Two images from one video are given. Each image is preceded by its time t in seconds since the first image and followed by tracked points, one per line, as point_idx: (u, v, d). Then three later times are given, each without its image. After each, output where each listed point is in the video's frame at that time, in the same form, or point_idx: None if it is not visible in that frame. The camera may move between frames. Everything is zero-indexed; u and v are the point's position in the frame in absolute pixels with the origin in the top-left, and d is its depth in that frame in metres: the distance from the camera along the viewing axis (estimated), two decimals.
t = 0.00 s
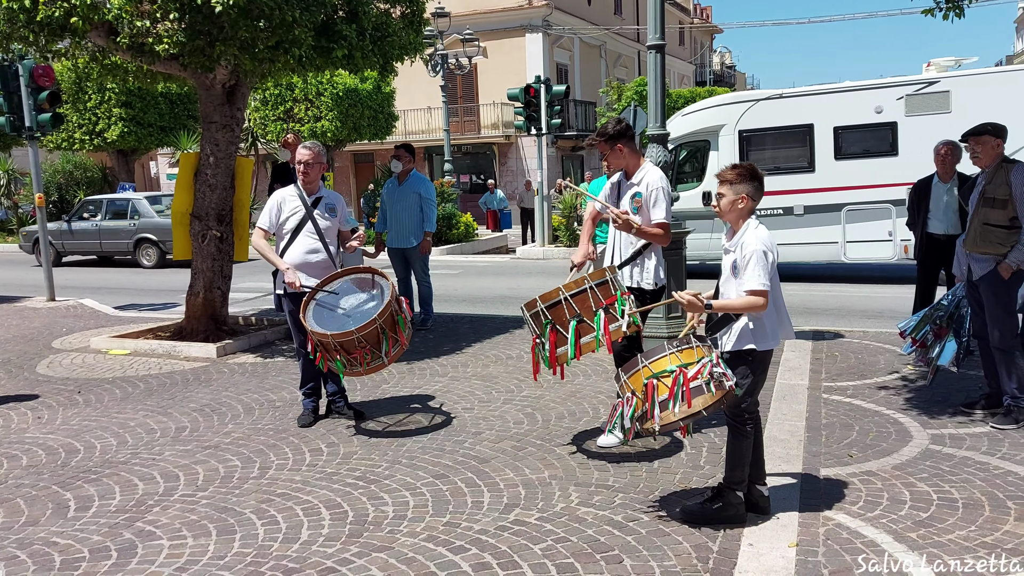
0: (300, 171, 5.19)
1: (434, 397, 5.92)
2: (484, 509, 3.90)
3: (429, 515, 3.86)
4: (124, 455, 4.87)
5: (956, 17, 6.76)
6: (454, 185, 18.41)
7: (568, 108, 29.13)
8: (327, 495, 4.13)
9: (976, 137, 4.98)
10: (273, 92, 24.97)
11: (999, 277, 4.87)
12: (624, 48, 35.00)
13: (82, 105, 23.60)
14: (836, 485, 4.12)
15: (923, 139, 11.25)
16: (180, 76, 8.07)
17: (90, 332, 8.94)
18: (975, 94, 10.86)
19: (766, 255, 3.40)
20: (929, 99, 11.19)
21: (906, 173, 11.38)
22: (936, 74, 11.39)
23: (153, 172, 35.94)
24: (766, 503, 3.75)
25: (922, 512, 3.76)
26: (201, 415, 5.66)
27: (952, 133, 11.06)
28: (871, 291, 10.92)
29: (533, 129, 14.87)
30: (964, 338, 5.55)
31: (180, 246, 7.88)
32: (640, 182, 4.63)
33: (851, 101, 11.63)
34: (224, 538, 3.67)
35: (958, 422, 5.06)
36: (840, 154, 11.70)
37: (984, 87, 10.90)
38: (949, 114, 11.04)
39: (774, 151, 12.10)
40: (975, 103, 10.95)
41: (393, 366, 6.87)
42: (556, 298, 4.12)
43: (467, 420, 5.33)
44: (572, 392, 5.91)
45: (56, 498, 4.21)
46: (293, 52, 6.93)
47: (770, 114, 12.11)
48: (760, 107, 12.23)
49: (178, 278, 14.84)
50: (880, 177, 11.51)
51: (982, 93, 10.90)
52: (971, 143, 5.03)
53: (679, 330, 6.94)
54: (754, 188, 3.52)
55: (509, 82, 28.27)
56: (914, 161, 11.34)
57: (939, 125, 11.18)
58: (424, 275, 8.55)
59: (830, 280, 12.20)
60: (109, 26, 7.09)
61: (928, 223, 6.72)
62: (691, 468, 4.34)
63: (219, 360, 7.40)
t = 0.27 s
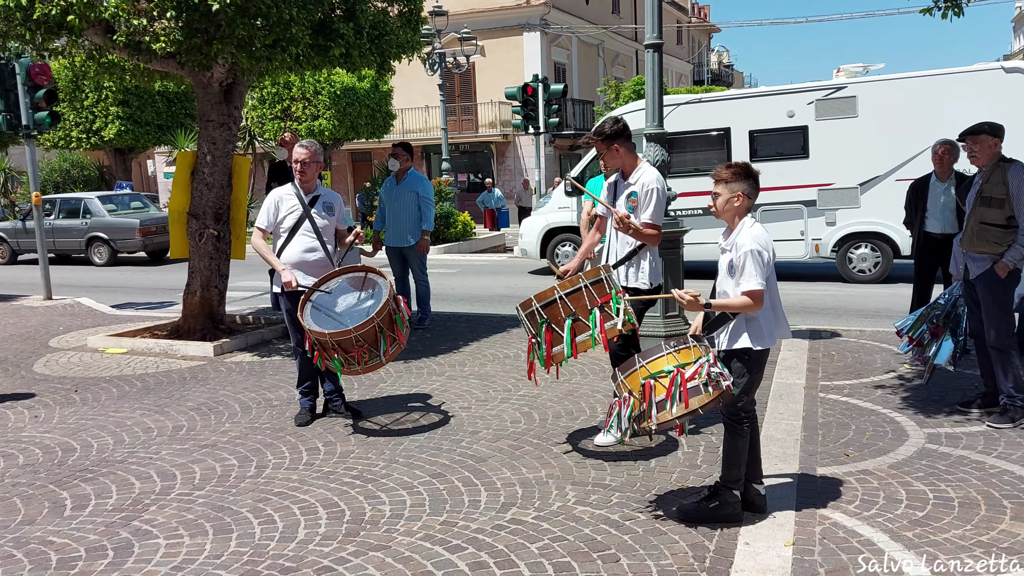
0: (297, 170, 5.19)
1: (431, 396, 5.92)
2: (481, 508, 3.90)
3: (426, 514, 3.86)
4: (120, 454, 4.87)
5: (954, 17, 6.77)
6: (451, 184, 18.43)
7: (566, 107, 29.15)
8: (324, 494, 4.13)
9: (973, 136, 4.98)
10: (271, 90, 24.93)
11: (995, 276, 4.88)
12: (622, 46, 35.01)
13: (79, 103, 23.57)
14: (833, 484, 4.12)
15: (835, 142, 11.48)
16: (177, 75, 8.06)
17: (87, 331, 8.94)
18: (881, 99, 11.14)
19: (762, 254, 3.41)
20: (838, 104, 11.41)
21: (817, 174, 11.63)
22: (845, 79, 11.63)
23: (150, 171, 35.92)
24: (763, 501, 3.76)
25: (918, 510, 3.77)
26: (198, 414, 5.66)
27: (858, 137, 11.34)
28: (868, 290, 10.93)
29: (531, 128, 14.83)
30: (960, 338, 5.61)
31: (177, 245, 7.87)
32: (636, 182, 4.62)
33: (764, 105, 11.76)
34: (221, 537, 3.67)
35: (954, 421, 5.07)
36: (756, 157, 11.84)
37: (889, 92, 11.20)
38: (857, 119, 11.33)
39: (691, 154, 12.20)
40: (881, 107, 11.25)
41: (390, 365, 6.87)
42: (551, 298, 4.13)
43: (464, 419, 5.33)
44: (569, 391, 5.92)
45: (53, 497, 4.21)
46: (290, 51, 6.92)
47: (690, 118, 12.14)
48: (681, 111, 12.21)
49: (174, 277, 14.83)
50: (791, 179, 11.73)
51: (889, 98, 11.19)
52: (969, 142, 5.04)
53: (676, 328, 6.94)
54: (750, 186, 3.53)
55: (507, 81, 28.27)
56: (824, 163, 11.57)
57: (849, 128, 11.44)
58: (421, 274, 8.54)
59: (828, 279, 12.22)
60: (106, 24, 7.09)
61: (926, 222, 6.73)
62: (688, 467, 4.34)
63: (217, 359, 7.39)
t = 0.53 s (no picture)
0: (295, 169, 5.19)
1: (428, 394, 5.92)
2: (478, 507, 3.90)
3: (424, 512, 3.86)
4: (118, 452, 4.86)
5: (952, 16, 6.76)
6: (449, 183, 18.42)
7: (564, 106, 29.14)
8: (322, 492, 4.13)
9: (971, 134, 4.98)
10: (268, 88, 24.85)
11: (992, 275, 4.88)
12: (620, 45, 35.00)
13: (76, 101, 23.50)
14: (830, 483, 4.13)
15: (746, 145, 11.53)
16: (175, 73, 8.04)
17: (83, 329, 8.92)
18: (788, 103, 11.19)
19: (759, 252, 3.40)
20: (749, 108, 11.46)
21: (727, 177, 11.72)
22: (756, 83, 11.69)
23: (148, 169, 35.85)
24: (759, 499, 3.77)
25: (915, 509, 3.78)
26: (195, 413, 5.65)
27: (766, 140, 11.41)
28: (867, 288, 10.93)
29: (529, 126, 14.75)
30: (958, 337, 5.62)
31: (174, 243, 7.86)
32: (634, 181, 4.62)
33: (674, 109, 11.85)
34: (218, 536, 3.67)
35: (951, 419, 5.08)
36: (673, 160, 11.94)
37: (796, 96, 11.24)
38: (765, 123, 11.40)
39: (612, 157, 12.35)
40: (788, 111, 11.31)
41: (388, 364, 6.87)
42: (547, 296, 4.13)
43: (462, 418, 5.33)
44: (566, 390, 5.92)
45: (50, 496, 4.20)
46: (288, 49, 6.91)
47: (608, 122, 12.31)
48: (603, 114, 12.40)
49: (171, 276, 14.79)
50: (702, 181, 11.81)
51: (796, 102, 11.24)
52: (967, 140, 5.04)
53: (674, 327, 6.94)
54: (747, 185, 3.53)
55: (505, 79, 28.25)
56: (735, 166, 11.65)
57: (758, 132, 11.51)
58: (420, 273, 8.54)
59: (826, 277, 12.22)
60: (102, 22, 7.07)
61: (923, 221, 6.74)
62: (685, 466, 4.35)
63: (214, 357, 7.39)
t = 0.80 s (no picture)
0: (292, 166, 5.17)
1: (426, 393, 5.92)
2: (477, 505, 3.91)
3: (422, 511, 3.86)
4: (116, 451, 4.86)
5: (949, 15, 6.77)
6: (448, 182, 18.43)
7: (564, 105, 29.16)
8: (319, 491, 4.13)
9: (970, 133, 4.97)
10: (267, 87, 24.81)
11: (990, 274, 4.88)
12: (619, 44, 35.01)
13: (75, 100, 23.48)
14: (828, 481, 4.13)
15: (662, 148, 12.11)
16: (173, 72, 8.03)
17: (82, 328, 8.92)
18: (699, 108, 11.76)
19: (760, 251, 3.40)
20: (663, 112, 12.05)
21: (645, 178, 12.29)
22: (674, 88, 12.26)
23: (146, 168, 35.82)
24: (758, 498, 3.76)
25: (912, 507, 3.78)
26: (194, 412, 5.65)
27: (682, 142, 11.93)
28: (865, 287, 10.94)
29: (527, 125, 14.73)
30: (956, 335, 5.60)
31: (172, 242, 7.85)
32: (633, 179, 4.61)
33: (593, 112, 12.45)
34: (216, 534, 3.66)
35: (949, 418, 5.08)
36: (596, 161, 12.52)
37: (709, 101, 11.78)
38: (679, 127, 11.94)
39: (540, 157, 12.93)
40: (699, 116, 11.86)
41: (386, 363, 6.87)
42: (546, 294, 4.13)
43: (460, 417, 5.33)
44: (565, 389, 5.92)
45: (48, 495, 4.20)
46: (286, 48, 6.92)
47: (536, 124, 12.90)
48: (529, 117, 13.00)
49: (170, 275, 14.78)
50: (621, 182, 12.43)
51: (707, 107, 11.78)
52: (966, 139, 5.03)
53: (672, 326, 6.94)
54: (748, 184, 3.53)
55: (504, 79, 28.25)
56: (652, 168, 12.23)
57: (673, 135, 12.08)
58: (418, 271, 8.54)
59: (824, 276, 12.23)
60: (101, 21, 7.06)
61: (921, 220, 6.76)
62: (683, 465, 4.35)
63: (213, 356, 7.38)
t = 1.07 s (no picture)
0: (291, 165, 5.17)
1: (425, 391, 5.92)
2: (475, 504, 3.91)
3: (421, 509, 3.86)
4: (115, 449, 4.86)
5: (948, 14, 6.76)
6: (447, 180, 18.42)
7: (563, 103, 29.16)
8: (318, 489, 4.13)
9: (970, 131, 4.97)
10: (266, 85, 24.77)
11: (989, 272, 4.88)
12: (619, 42, 34.99)
13: (74, 99, 23.47)
14: (827, 479, 4.13)
15: (579, 150, 12.81)
16: (172, 70, 8.02)
17: (81, 326, 8.92)
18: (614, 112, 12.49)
19: (757, 249, 3.40)
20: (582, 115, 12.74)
21: (566, 178, 12.97)
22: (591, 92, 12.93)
23: (145, 166, 35.79)
24: (756, 496, 3.76)
25: (911, 505, 3.78)
26: (193, 410, 5.65)
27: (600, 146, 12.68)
28: (864, 285, 10.94)
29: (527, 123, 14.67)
30: (954, 334, 5.61)
31: (171, 241, 7.86)
32: (633, 177, 4.60)
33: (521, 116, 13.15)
34: (214, 533, 3.66)
35: (948, 416, 5.08)
36: (519, 161, 13.20)
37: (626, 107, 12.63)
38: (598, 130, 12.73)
39: (472, 158, 13.54)
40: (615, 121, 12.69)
41: (386, 361, 6.87)
42: (544, 293, 4.14)
43: (459, 415, 5.33)
44: (564, 387, 5.92)
45: (46, 493, 4.20)
46: (285, 46, 6.92)
47: (464, 126, 13.52)
48: (456, 120, 13.63)
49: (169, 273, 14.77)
50: (546, 182, 13.12)
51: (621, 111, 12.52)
52: (965, 136, 5.02)
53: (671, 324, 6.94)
54: (746, 182, 3.53)
55: (503, 77, 28.23)
56: (572, 168, 12.90)
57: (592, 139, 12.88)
58: (415, 269, 8.53)
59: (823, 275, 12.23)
60: (99, 19, 7.05)
61: (920, 218, 6.77)
62: (682, 463, 4.35)
63: (212, 355, 7.38)
